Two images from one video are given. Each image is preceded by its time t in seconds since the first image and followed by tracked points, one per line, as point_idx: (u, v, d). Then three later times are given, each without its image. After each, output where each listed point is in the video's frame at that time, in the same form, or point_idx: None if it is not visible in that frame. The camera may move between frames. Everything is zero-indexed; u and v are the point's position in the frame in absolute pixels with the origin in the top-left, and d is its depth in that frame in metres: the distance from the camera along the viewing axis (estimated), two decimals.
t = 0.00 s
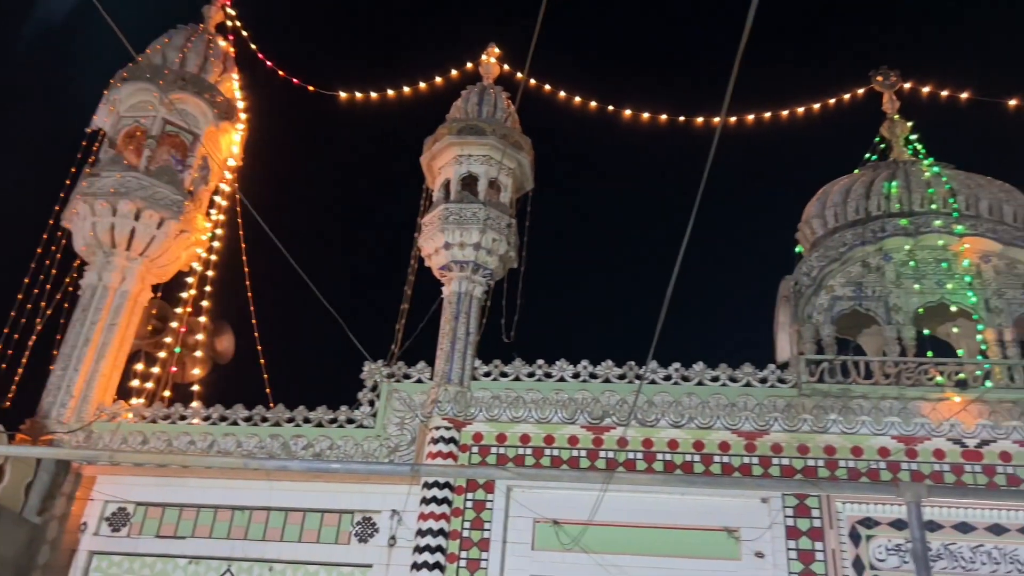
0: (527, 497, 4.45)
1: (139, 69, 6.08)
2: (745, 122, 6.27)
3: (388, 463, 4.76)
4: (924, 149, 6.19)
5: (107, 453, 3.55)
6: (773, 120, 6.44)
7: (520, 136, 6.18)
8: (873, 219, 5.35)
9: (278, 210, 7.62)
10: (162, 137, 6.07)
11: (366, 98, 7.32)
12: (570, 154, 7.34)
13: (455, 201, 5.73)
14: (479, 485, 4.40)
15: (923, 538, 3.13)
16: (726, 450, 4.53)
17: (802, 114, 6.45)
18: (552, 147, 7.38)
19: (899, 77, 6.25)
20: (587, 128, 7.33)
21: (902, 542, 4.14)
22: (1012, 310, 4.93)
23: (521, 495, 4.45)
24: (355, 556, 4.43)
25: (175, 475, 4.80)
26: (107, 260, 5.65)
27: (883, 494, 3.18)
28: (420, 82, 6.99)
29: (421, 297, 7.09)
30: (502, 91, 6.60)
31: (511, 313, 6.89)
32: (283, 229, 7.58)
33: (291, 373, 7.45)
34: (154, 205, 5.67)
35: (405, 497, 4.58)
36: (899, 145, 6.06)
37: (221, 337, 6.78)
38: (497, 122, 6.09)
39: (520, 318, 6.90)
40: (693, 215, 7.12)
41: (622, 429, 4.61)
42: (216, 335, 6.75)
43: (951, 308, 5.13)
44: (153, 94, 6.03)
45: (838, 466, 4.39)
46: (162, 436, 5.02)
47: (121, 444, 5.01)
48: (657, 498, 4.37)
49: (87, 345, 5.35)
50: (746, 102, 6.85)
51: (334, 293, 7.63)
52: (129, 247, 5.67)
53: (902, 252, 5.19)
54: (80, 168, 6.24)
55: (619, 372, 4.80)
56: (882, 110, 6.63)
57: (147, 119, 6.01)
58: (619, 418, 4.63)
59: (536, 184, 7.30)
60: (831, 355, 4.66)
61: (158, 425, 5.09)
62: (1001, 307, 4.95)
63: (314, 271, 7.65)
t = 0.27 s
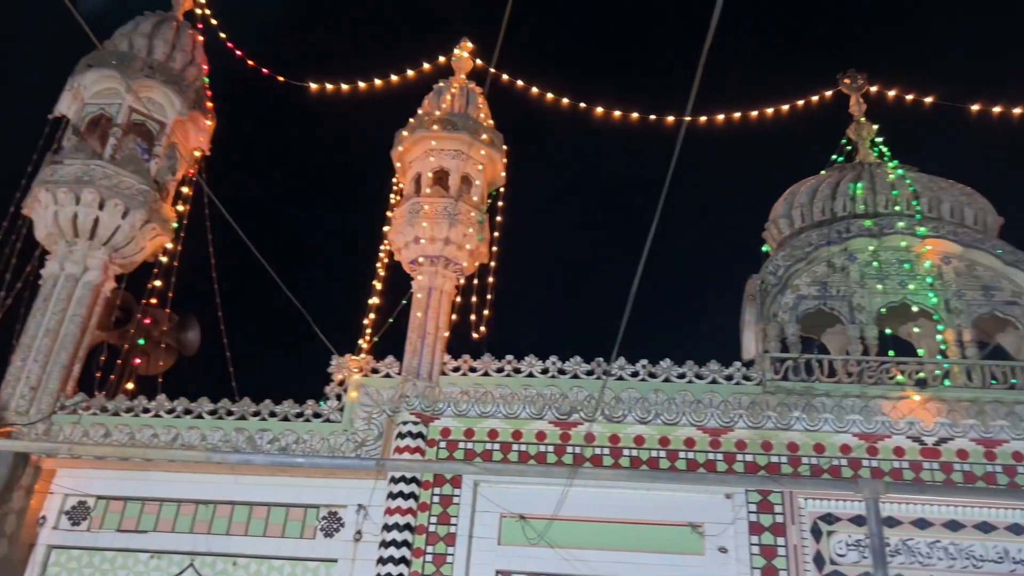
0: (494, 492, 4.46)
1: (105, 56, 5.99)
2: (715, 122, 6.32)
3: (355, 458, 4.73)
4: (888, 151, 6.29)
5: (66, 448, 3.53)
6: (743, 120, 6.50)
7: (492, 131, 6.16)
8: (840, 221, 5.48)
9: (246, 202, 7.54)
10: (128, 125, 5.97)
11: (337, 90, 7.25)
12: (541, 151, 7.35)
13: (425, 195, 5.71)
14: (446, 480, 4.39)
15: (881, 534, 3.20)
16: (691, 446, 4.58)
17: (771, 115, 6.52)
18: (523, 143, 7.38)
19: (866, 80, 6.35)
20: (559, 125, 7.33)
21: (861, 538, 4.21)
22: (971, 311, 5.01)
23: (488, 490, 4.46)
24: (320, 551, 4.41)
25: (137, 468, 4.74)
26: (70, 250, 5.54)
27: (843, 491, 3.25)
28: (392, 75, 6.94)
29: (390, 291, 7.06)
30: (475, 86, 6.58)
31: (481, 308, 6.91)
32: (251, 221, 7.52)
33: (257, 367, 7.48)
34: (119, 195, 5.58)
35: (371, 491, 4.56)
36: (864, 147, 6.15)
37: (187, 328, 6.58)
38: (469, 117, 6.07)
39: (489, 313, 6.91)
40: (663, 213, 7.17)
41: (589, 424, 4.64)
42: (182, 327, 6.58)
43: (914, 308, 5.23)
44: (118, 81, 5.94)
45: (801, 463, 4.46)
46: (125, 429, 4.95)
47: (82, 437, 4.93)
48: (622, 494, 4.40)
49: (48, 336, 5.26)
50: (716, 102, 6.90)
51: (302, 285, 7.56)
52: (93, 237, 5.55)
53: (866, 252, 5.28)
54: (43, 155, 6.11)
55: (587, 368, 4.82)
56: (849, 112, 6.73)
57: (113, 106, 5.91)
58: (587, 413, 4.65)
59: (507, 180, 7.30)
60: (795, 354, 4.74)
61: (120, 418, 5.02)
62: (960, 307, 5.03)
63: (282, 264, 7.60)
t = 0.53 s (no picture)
0: (461, 487, 4.46)
1: (68, 43, 5.88)
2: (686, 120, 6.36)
3: (321, 453, 4.70)
4: (854, 153, 6.38)
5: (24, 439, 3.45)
6: (713, 119, 6.55)
7: (463, 126, 6.15)
8: (806, 220, 5.55)
9: (213, 194, 7.44)
10: (92, 113, 5.86)
11: (306, 81, 7.18)
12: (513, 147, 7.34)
13: (395, 188, 5.68)
14: (413, 475, 4.40)
15: (840, 528, 3.26)
16: (657, 442, 4.62)
17: (741, 115, 6.58)
18: (495, 138, 7.37)
19: (833, 82, 6.43)
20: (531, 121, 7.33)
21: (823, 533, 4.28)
22: (932, 311, 5.11)
23: (455, 486, 4.46)
24: (285, 546, 4.38)
25: (98, 462, 4.66)
26: (30, 240, 5.43)
27: (804, 486, 3.31)
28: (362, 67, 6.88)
29: (359, 285, 7.02)
30: (446, 80, 6.56)
31: (451, 303, 6.90)
32: (217, 212, 7.42)
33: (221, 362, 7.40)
34: (81, 184, 5.48)
35: (336, 486, 4.54)
36: (831, 148, 6.23)
37: (151, 321, 6.66)
38: (440, 111, 6.05)
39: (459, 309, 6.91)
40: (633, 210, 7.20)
41: (557, 420, 4.66)
42: (147, 319, 6.64)
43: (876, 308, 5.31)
44: (82, 68, 5.83)
45: (765, 459, 4.52)
46: (86, 422, 4.87)
47: (42, 431, 4.84)
48: (588, 489, 4.42)
49: (7, 327, 5.15)
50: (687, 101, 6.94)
51: (269, 278, 7.49)
52: (54, 227, 5.45)
53: (831, 252, 5.36)
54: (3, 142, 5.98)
55: (555, 364, 4.83)
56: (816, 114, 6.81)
57: (76, 94, 5.80)
58: (554, 409, 4.67)
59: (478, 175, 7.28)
60: (760, 351, 4.78)
61: (81, 411, 4.93)
62: (921, 307, 5.12)
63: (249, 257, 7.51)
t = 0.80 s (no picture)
0: (431, 482, 4.45)
1: (34, 28, 5.77)
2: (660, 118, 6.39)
3: (290, 447, 4.67)
4: (825, 153, 6.45)
5: None
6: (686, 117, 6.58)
7: (437, 119, 6.12)
8: (776, 219, 5.62)
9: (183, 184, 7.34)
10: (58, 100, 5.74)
11: (279, 72, 7.11)
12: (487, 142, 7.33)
13: (368, 181, 5.64)
14: (383, 470, 4.38)
15: (804, 523, 3.30)
16: (627, 437, 4.63)
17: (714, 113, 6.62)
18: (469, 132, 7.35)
19: (805, 82, 6.49)
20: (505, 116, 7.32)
21: (788, 528, 4.33)
22: (898, 310, 5.17)
23: (425, 480, 4.45)
24: (252, 540, 4.34)
25: (61, 456, 4.58)
26: None
27: (769, 482, 3.35)
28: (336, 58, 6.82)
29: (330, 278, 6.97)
30: (420, 73, 6.53)
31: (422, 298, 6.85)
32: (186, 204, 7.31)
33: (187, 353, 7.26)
34: (47, 172, 5.38)
35: (304, 481, 4.50)
36: (802, 147, 6.30)
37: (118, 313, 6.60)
38: (414, 104, 6.02)
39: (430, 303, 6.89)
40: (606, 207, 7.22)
41: (528, 415, 4.66)
42: (113, 310, 6.58)
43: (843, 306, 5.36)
44: (49, 55, 5.73)
45: (733, 454, 4.55)
46: (49, 415, 4.79)
47: (4, 423, 4.75)
48: (558, 484, 4.43)
49: None
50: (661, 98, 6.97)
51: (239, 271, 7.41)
52: (18, 216, 5.35)
53: (800, 250, 5.41)
54: None
55: (527, 360, 4.84)
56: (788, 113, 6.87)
57: (42, 80, 5.69)
58: (526, 404, 4.68)
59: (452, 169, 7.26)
60: (730, 349, 4.86)
61: (45, 404, 4.85)
62: (888, 306, 5.17)
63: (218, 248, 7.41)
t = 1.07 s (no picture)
0: (402, 476, 4.43)
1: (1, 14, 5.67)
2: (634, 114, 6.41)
3: (259, 441, 4.64)
4: (797, 152, 6.51)
5: None
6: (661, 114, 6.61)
7: (412, 112, 6.08)
8: (748, 217, 5.67)
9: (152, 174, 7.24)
10: (24, 88, 5.58)
11: (252, 62, 7.03)
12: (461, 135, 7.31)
13: (342, 173, 5.60)
14: (353, 464, 4.36)
15: (770, 517, 3.34)
16: (599, 432, 4.66)
17: (687, 111, 6.66)
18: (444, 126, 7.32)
19: (778, 81, 6.55)
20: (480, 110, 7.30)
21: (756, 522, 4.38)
22: (867, 308, 5.24)
23: (396, 475, 4.44)
24: (220, 535, 4.30)
25: (26, 449, 4.51)
26: None
27: (736, 477, 3.38)
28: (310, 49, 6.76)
29: (302, 270, 6.92)
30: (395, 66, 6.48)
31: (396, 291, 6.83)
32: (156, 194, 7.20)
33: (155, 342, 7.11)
34: (12, 160, 5.31)
35: (272, 474, 4.47)
36: (775, 146, 6.35)
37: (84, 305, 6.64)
38: (388, 97, 5.98)
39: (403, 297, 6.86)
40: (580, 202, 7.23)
41: (500, 410, 4.67)
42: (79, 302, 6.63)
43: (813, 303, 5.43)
44: (15, 41, 5.64)
45: (703, 449, 4.60)
46: (13, 408, 4.71)
47: None
48: (529, 479, 4.44)
49: None
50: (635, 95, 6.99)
51: (209, 262, 7.33)
52: None
53: (772, 248, 5.47)
54: None
55: (500, 354, 4.84)
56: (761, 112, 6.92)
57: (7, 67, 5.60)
58: (498, 399, 4.68)
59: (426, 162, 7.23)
60: (701, 345, 4.88)
61: (9, 396, 4.76)
62: (857, 304, 5.25)
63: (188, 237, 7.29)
